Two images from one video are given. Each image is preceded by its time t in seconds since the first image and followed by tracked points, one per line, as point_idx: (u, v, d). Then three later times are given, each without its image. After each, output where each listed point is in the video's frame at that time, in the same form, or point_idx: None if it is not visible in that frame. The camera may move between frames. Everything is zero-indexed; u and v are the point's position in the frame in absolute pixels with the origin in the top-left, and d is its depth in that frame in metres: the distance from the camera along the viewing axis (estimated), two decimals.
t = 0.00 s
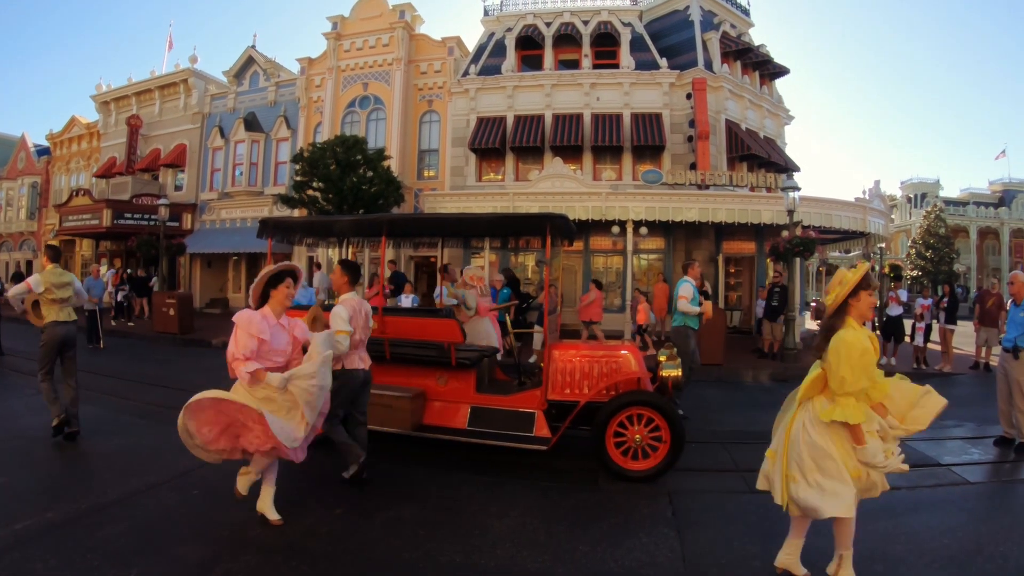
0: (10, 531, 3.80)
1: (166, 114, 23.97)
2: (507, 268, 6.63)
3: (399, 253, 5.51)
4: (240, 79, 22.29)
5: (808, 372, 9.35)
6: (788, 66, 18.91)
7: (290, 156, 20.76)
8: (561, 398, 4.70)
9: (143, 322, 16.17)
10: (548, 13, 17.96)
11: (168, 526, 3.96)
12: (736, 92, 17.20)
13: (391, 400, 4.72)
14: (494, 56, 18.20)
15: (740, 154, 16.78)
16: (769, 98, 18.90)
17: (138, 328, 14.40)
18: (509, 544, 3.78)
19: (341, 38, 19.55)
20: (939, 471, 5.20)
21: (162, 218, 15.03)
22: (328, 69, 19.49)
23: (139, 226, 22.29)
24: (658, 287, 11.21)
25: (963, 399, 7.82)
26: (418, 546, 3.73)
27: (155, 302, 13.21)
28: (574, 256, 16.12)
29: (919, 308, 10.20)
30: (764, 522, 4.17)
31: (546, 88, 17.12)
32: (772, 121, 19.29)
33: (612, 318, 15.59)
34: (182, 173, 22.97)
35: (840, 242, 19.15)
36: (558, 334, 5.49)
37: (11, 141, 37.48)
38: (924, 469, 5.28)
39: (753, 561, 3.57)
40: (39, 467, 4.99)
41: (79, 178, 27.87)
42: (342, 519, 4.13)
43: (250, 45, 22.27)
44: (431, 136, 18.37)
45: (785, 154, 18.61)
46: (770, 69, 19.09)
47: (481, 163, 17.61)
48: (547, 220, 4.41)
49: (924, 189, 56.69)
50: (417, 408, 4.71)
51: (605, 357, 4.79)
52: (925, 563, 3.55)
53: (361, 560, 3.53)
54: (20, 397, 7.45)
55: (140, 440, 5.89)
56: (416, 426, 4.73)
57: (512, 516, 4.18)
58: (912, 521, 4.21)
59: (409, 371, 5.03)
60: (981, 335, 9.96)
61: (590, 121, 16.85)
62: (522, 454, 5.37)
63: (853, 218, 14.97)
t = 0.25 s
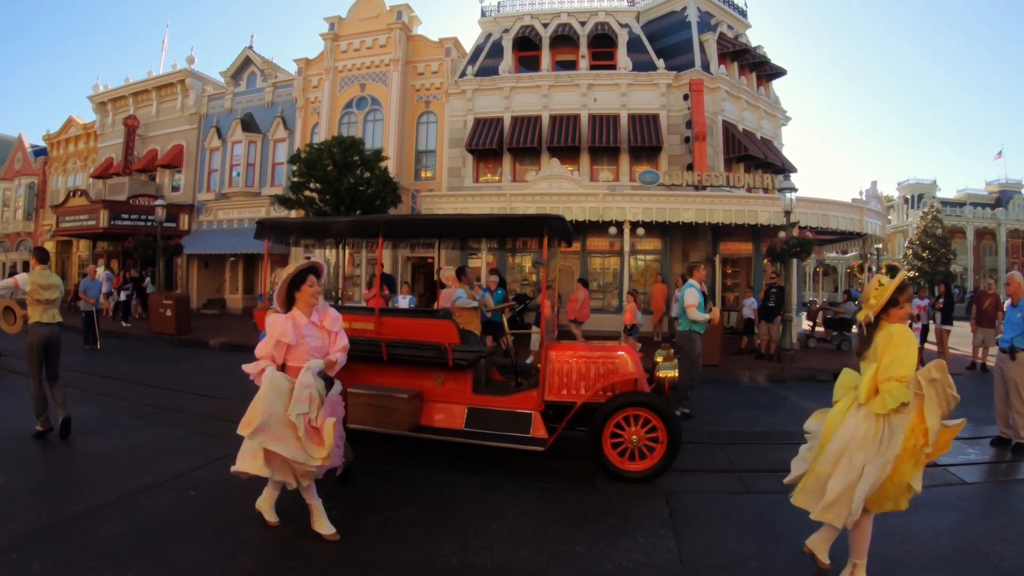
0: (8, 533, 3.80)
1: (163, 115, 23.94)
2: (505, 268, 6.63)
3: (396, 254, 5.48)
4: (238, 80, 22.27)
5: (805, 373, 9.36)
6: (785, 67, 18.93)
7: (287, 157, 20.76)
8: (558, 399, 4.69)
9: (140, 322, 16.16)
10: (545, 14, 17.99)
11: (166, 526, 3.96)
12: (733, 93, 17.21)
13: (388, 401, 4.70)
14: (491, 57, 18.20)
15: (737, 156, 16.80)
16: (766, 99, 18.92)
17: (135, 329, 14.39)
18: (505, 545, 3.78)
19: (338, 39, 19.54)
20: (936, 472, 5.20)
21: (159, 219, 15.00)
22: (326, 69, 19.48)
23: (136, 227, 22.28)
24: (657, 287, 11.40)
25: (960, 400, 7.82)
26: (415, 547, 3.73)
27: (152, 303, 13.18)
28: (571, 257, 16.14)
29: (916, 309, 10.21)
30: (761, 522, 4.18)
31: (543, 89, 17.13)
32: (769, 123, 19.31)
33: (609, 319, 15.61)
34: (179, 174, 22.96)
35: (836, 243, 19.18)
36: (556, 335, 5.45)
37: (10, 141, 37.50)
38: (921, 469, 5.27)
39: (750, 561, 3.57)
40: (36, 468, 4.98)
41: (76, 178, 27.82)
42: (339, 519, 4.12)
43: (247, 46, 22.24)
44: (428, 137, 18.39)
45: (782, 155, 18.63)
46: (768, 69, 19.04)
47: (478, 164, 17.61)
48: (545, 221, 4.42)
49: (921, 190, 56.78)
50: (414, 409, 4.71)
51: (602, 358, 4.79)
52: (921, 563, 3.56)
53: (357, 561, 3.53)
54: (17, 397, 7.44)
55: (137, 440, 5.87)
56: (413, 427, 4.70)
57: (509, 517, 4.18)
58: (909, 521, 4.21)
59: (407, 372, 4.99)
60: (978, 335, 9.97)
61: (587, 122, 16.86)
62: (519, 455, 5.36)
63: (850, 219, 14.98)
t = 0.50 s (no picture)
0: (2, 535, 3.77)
1: (159, 115, 23.89)
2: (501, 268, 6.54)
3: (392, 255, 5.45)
4: (233, 80, 22.24)
5: (801, 373, 9.37)
6: (780, 68, 18.97)
7: (283, 158, 20.72)
8: (554, 400, 4.69)
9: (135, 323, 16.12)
10: (541, 15, 18.00)
11: (162, 528, 3.94)
12: (729, 94, 17.23)
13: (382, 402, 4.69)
14: (487, 57, 18.21)
15: (733, 156, 16.82)
16: (761, 100, 18.95)
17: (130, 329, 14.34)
18: (502, 545, 3.77)
19: (334, 39, 19.52)
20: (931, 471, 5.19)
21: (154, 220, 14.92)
22: (322, 70, 19.45)
23: (131, 228, 22.23)
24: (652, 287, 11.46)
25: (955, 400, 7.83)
26: (411, 548, 3.72)
27: (148, 304, 13.15)
28: (566, 257, 16.14)
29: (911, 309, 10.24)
30: (757, 522, 4.17)
31: (539, 89, 17.12)
32: (765, 123, 19.34)
33: (605, 319, 15.61)
34: (175, 175, 22.91)
35: (831, 243, 19.21)
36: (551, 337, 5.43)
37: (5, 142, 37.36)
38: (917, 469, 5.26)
39: (746, 561, 3.57)
40: (31, 470, 4.96)
41: (71, 179, 27.75)
42: (334, 520, 4.11)
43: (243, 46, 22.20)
44: (424, 137, 18.38)
45: (777, 155, 18.66)
46: (764, 70, 19.07)
47: (474, 164, 17.60)
48: (540, 221, 4.41)
49: (916, 191, 56.96)
50: (410, 409, 4.67)
51: (597, 358, 4.79)
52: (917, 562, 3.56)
53: (353, 562, 3.51)
54: (11, 399, 7.41)
55: (132, 441, 5.85)
56: (408, 427, 4.68)
57: (505, 517, 4.17)
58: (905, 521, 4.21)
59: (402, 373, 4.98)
60: (974, 335, 10.00)
61: (582, 123, 16.87)
62: (515, 456, 5.35)
63: (845, 219, 15.00)
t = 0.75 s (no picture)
0: None
1: (151, 114, 23.78)
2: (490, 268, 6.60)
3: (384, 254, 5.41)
4: (226, 79, 22.17)
5: (793, 373, 9.39)
6: (773, 68, 19.00)
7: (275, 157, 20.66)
8: (546, 399, 4.69)
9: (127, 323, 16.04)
10: (534, 14, 18.00)
11: (155, 528, 3.92)
12: (721, 94, 17.26)
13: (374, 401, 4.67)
14: (480, 57, 18.20)
15: (725, 156, 16.84)
16: (754, 100, 18.98)
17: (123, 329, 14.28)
18: (495, 545, 3.77)
19: (327, 38, 19.47)
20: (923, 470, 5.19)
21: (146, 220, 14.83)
22: (314, 69, 19.41)
23: (123, 227, 22.13)
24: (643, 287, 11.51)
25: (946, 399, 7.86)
26: (404, 548, 3.71)
27: (140, 304, 13.09)
28: (559, 257, 16.15)
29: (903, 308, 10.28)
30: (749, 521, 4.18)
31: (532, 89, 17.11)
32: (757, 123, 19.38)
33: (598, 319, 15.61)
34: (167, 174, 22.81)
35: (823, 243, 19.28)
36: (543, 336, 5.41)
37: None
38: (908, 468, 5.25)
39: (738, 560, 3.58)
40: (22, 470, 4.93)
41: (63, 178, 27.60)
42: (327, 520, 4.09)
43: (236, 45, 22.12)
44: (416, 136, 18.36)
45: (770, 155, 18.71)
46: (757, 70, 19.11)
47: (467, 164, 17.58)
48: (533, 221, 4.41)
49: (908, 191, 57.25)
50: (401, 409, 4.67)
51: (590, 358, 4.78)
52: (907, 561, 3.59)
53: (347, 562, 3.50)
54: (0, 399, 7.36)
55: (123, 441, 5.83)
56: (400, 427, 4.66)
57: (499, 517, 4.17)
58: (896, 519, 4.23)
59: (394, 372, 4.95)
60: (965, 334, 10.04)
61: (575, 123, 16.87)
62: (508, 455, 5.34)
63: (837, 219, 15.05)
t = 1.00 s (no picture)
0: None
1: (140, 113, 23.63)
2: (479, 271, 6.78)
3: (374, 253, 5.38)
4: (215, 77, 22.06)
5: (781, 372, 9.42)
6: (762, 68, 19.06)
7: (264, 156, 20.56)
8: (535, 398, 4.68)
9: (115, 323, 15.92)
10: (524, 14, 17.97)
11: (142, 528, 3.89)
12: (711, 94, 17.31)
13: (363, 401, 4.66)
14: (470, 56, 18.18)
15: (714, 155, 16.89)
16: (743, 100, 19.04)
17: (111, 329, 14.17)
18: (484, 544, 3.76)
19: (317, 37, 19.41)
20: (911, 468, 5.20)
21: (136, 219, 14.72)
22: (303, 68, 19.34)
23: (112, 226, 21.97)
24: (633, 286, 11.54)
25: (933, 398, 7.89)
26: (393, 548, 3.69)
27: (128, 304, 13.00)
28: (548, 256, 16.15)
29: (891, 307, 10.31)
30: (738, 519, 4.19)
31: (521, 88, 17.11)
32: (746, 123, 19.45)
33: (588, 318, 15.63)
34: (156, 173, 22.67)
35: (812, 242, 19.36)
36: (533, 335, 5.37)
37: None
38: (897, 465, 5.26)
39: (726, 558, 3.58)
40: (7, 471, 4.89)
41: (51, 177, 27.40)
42: (315, 520, 4.07)
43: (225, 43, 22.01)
44: (406, 135, 18.32)
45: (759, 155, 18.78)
46: (746, 70, 19.17)
47: (456, 163, 17.56)
48: (521, 220, 4.41)
49: (896, 191, 57.65)
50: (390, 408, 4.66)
51: (579, 357, 4.77)
52: (894, 558, 3.61)
53: (336, 562, 3.49)
54: None
55: (110, 442, 5.78)
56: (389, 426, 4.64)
57: (488, 516, 4.16)
58: (884, 517, 4.24)
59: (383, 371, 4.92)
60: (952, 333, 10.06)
61: (565, 122, 16.88)
62: (497, 455, 5.33)
63: (826, 218, 15.10)
